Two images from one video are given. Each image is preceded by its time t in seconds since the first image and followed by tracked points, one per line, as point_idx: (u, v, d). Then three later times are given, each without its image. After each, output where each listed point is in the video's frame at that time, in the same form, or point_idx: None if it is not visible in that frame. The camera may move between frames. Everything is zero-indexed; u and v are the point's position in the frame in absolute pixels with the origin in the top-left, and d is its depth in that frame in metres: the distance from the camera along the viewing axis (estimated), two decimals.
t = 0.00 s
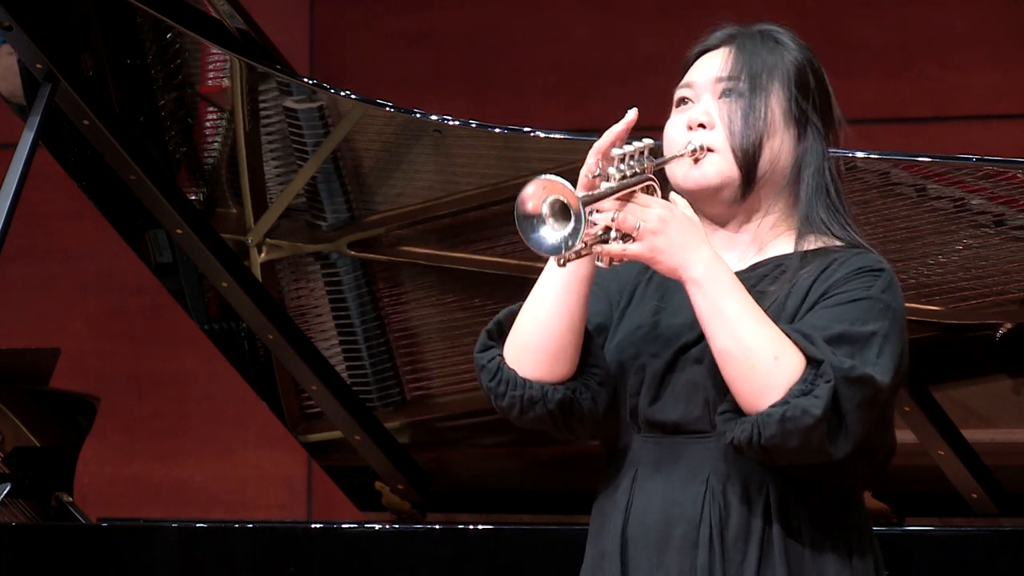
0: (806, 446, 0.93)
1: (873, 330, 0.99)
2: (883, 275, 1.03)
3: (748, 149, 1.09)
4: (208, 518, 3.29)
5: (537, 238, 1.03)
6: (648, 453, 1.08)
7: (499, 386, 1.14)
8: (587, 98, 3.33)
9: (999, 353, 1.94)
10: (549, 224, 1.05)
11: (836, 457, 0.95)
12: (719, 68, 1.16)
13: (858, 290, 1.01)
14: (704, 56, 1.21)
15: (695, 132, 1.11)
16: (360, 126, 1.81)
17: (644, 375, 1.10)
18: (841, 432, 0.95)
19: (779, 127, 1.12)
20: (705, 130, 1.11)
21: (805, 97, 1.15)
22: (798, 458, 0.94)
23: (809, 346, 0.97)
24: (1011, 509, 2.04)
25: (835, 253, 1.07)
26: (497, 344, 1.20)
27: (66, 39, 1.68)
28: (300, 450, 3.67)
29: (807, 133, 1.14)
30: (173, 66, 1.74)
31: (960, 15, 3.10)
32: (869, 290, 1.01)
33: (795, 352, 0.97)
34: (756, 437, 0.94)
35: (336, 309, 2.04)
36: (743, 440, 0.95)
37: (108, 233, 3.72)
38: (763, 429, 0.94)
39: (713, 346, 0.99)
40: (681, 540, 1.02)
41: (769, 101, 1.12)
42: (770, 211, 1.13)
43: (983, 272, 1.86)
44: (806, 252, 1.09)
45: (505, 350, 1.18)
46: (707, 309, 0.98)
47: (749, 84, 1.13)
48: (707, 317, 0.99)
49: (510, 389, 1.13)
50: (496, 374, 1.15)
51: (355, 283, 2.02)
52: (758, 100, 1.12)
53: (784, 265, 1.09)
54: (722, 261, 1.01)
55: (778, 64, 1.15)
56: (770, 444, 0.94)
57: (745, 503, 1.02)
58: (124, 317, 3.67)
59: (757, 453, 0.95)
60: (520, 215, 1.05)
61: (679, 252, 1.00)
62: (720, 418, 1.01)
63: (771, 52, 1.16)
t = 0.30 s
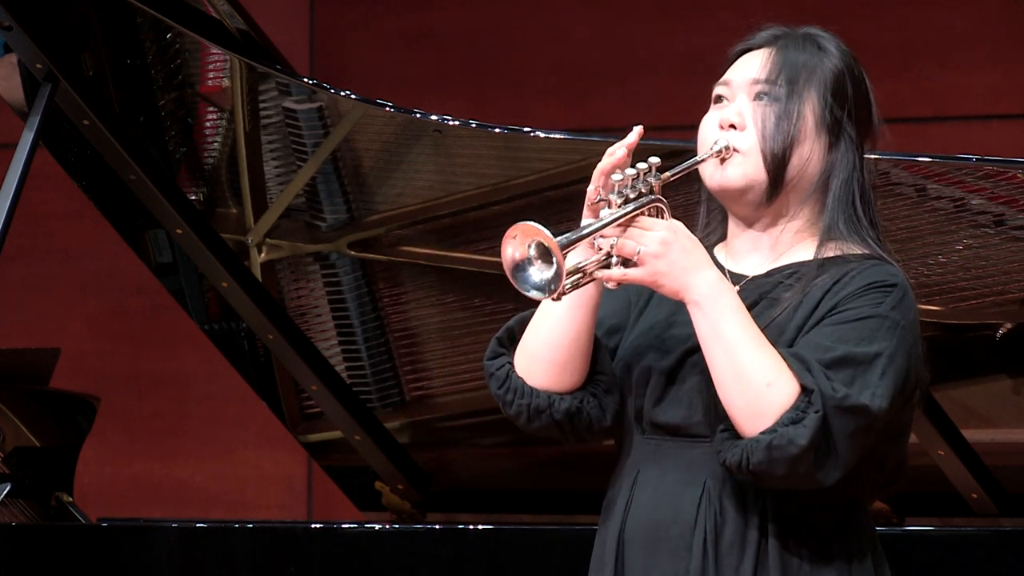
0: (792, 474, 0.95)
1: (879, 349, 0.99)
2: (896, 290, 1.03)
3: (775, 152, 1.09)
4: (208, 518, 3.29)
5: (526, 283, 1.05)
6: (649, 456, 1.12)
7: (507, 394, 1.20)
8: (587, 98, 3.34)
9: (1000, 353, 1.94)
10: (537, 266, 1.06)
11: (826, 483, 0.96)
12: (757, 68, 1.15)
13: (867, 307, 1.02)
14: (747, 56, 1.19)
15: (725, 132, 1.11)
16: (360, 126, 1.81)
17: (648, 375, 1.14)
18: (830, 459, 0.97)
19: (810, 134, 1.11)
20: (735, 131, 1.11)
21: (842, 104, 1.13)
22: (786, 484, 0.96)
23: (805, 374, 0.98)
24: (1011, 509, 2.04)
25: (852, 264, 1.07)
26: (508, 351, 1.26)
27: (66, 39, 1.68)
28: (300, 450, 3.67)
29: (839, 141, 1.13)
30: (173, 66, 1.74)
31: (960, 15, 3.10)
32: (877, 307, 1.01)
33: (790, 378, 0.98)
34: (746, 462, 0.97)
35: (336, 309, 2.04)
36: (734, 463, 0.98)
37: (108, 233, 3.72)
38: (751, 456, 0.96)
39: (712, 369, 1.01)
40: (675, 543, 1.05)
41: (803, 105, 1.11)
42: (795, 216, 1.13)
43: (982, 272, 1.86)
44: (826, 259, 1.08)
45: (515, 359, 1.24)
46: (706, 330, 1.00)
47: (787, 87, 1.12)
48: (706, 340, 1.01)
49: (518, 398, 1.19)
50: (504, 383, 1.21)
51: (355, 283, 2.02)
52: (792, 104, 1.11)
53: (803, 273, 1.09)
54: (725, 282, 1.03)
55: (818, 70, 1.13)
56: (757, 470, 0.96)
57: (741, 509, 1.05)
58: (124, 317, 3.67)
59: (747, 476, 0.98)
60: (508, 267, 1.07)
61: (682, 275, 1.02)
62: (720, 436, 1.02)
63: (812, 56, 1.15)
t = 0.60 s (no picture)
0: (786, 488, 0.95)
1: (882, 361, 0.99)
2: (904, 298, 1.03)
3: (787, 160, 1.07)
4: (208, 518, 3.29)
5: (518, 301, 1.06)
6: (648, 449, 1.12)
7: (510, 391, 1.22)
8: (587, 99, 3.34)
9: (1000, 353, 1.94)
10: (531, 283, 1.06)
11: (822, 496, 0.96)
12: (769, 70, 1.12)
13: (872, 317, 1.01)
14: (758, 56, 1.16)
15: (737, 140, 1.09)
16: (360, 125, 1.81)
17: (653, 369, 1.14)
18: (828, 472, 0.97)
19: (822, 138, 1.09)
20: (747, 139, 1.09)
21: (856, 105, 1.11)
22: (781, 496, 0.96)
23: (804, 389, 0.98)
24: (1011, 509, 2.04)
25: (863, 266, 1.07)
26: (513, 348, 1.28)
27: (65, 39, 1.68)
28: (300, 450, 3.67)
29: (852, 143, 1.11)
30: (173, 66, 1.74)
31: (960, 15, 3.10)
32: (883, 316, 1.01)
33: (789, 393, 0.98)
34: (742, 474, 0.97)
35: (336, 309, 2.04)
36: (730, 473, 0.98)
37: (108, 234, 3.72)
38: (747, 468, 0.96)
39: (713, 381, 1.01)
40: (664, 538, 1.06)
41: (815, 110, 1.09)
42: (812, 219, 1.12)
43: (982, 272, 1.86)
44: (840, 259, 1.08)
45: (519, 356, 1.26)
46: (708, 344, 1.00)
47: (799, 93, 1.09)
48: (708, 353, 1.01)
49: (520, 396, 1.20)
50: (508, 380, 1.23)
51: (355, 283, 2.02)
52: (804, 109, 1.09)
53: (813, 274, 1.09)
54: (729, 294, 1.02)
55: (829, 73, 1.11)
56: (752, 482, 0.96)
57: (731, 508, 1.05)
58: (124, 317, 3.67)
59: (744, 487, 0.98)
60: (502, 287, 1.07)
61: (683, 288, 1.02)
62: (721, 444, 1.03)
63: (825, 57, 1.12)
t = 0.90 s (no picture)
0: (795, 497, 0.96)
1: (890, 367, 0.99)
2: (911, 300, 1.03)
3: (791, 168, 1.06)
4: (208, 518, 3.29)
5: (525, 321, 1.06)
6: (657, 451, 1.13)
7: (522, 402, 1.22)
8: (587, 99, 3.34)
9: (1000, 354, 1.94)
10: (537, 303, 1.07)
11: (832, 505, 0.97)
12: (766, 76, 1.10)
13: (879, 321, 1.01)
14: (756, 59, 1.14)
15: (739, 150, 1.08)
16: (360, 125, 1.81)
17: (660, 369, 1.14)
18: (838, 480, 0.97)
19: (824, 143, 1.07)
20: (749, 149, 1.07)
21: (856, 105, 1.09)
22: (791, 505, 0.97)
23: (812, 399, 0.98)
24: (1011, 509, 2.04)
25: (869, 268, 1.07)
26: (524, 357, 1.27)
27: (66, 39, 1.67)
28: (300, 450, 3.67)
29: (856, 144, 1.09)
30: (173, 66, 1.73)
31: (960, 15, 3.10)
32: (889, 321, 1.01)
33: (796, 403, 0.98)
34: (752, 484, 0.97)
35: (336, 309, 2.04)
36: (742, 483, 0.98)
37: (108, 234, 3.72)
38: (757, 479, 0.96)
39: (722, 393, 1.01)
40: (668, 539, 1.07)
41: (815, 115, 1.07)
42: (818, 224, 1.11)
43: (983, 272, 1.86)
44: (849, 261, 1.08)
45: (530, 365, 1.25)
46: (716, 357, 1.00)
47: (797, 99, 1.07)
48: (715, 366, 1.00)
49: (531, 407, 1.21)
50: (519, 391, 1.23)
51: (355, 283, 2.03)
52: (804, 114, 1.07)
53: (819, 276, 1.09)
54: (735, 304, 1.02)
55: (826, 75, 1.08)
56: (763, 493, 0.96)
57: (735, 508, 1.05)
58: (124, 317, 3.67)
59: (755, 497, 0.98)
60: (510, 309, 1.07)
61: (688, 302, 1.02)
62: (732, 453, 1.02)
63: (821, 58, 1.09)
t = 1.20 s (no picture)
0: (816, 508, 0.97)
1: (900, 367, 0.99)
2: (915, 296, 1.03)
3: (788, 177, 1.06)
4: (208, 518, 3.28)
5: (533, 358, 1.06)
6: (672, 457, 1.13)
7: (540, 424, 1.22)
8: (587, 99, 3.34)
9: (1001, 354, 1.94)
10: (543, 337, 1.07)
11: (854, 511, 0.98)
12: (752, 83, 1.09)
13: (885, 321, 1.01)
14: (741, 68, 1.14)
15: (734, 163, 1.08)
16: (360, 125, 1.81)
17: (671, 376, 1.15)
18: (857, 486, 0.98)
19: (817, 148, 1.07)
20: (744, 161, 1.07)
21: (846, 105, 1.08)
22: (813, 515, 0.98)
23: (826, 409, 0.98)
24: (1011, 509, 2.04)
25: (873, 265, 1.07)
26: (538, 378, 1.28)
27: (66, 38, 1.66)
28: (299, 450, 3.67)
29: (850, 143, 1.09)
30: (173, 66, 1.73)
31: (961, 15, 3.10)
32: (896, 319, 1.01)
33: (810, 414, 0.98)
34: (775, 497, 0.98)
35: (335, 309, 2.04)
36: (763, 497, 0.99)
37: (108, 234, 3.71)
38: (779, 492, 0.97)
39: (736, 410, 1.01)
40: (686, 543, 1.06)
41: (804, 121, 1.07)
42: (822, 221, 1.11)
43: (983, 272, 1.86)
44: (853, 257, 1.08)
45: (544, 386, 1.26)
46: (728, 377, 1.00)
47: (784, 107, 1.07)
48: (728, 385, 1.00)
49: (549, 427, 1.21)
50: (536, 413, 1.23)
51: (355, 284, 2.03)
52: (794, 121, 1.06)
53: (821, 275, 1.09)
54: (741, 319, 1.01)
55: (811, 79, 1.08)
56: (785, 506, 0.97)
57: (752, 513, 1.05)
58: (124, 317, 3.67)
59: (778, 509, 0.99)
60: (517, 347, 1.07)
61: (695, 323, 1.01)
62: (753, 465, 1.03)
63: (804, 61, 1.09)
